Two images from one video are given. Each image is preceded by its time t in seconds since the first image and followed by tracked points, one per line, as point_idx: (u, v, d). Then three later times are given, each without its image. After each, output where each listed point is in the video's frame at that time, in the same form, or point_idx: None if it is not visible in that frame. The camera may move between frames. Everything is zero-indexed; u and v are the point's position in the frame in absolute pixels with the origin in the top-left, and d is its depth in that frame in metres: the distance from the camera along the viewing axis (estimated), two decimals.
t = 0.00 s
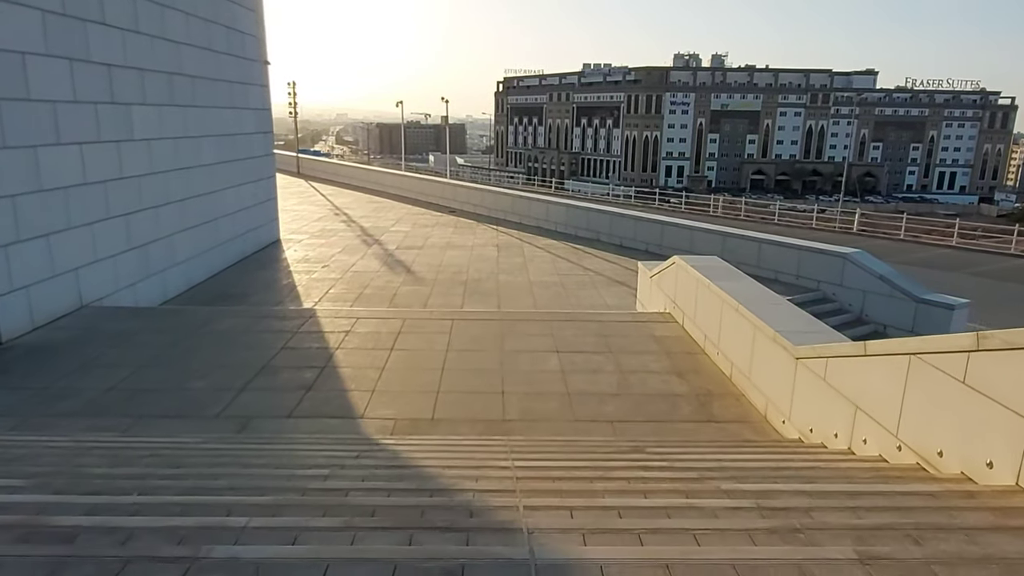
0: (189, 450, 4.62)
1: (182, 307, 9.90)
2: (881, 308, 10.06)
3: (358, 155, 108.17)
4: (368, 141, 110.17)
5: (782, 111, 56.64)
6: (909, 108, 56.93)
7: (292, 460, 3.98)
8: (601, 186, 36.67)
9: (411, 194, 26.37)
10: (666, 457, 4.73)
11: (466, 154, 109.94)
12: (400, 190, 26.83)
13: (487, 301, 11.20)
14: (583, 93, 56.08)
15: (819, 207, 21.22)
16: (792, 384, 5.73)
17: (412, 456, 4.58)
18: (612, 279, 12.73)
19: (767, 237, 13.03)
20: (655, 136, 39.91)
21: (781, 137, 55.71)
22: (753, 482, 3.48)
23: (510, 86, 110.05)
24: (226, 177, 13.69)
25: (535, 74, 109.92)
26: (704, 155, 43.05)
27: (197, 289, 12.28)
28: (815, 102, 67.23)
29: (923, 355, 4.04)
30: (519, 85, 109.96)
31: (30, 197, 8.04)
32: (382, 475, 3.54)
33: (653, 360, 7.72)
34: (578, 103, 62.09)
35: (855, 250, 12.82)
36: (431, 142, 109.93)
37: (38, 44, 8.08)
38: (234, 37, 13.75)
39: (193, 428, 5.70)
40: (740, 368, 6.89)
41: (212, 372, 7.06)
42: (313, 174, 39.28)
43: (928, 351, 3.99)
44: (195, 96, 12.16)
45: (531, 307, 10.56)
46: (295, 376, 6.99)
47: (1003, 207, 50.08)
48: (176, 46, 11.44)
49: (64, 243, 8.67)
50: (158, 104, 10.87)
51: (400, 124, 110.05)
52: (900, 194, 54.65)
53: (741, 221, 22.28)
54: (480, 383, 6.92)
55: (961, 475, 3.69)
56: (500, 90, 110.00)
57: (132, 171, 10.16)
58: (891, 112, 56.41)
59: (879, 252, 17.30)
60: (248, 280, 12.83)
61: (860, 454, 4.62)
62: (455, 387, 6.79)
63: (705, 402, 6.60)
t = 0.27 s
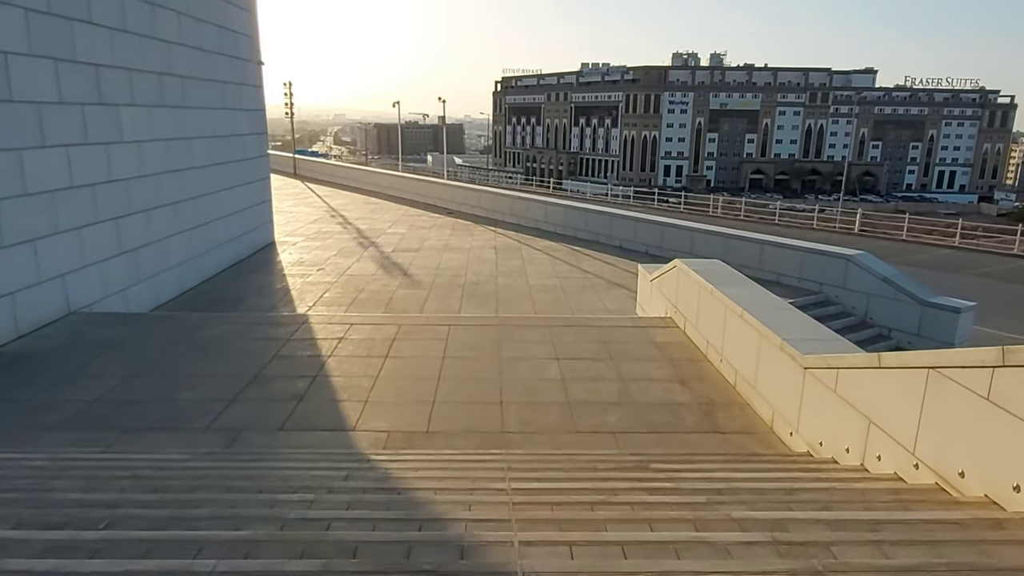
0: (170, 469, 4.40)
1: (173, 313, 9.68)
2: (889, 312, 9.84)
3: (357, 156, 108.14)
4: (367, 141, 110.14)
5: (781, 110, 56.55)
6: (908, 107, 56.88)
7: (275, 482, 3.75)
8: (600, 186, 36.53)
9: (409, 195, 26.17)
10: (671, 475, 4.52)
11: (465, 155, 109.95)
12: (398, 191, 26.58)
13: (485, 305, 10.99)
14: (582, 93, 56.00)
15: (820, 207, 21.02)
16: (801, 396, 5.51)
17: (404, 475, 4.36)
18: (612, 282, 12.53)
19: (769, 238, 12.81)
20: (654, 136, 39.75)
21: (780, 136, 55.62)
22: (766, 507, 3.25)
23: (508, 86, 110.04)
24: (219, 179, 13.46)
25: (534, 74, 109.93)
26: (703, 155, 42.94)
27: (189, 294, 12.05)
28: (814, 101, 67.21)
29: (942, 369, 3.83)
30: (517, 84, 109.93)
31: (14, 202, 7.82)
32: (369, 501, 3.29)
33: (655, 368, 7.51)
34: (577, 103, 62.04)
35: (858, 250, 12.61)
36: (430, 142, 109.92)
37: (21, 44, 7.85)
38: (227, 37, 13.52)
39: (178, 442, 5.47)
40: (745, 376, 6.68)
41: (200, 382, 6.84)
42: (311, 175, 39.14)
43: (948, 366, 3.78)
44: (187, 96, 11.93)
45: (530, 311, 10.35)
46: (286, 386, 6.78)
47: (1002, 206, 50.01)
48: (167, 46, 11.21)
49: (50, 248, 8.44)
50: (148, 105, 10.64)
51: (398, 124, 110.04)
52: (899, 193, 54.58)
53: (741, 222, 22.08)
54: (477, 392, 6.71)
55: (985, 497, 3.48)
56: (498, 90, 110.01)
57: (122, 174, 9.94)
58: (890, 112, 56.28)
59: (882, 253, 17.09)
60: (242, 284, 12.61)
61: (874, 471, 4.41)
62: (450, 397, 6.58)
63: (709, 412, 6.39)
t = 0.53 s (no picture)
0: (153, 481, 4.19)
1: (166, 313, 9.46)
2: (893, 308, 9.62)
3: (357, 152, 108.12)
4: (368, 137, 110.09)
5: (782, 105, 56.33)
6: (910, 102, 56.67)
7: (259, 499, 3.54)
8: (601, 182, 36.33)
9: (409, 191, 25.97)
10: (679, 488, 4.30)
11: (465, 151, 109.90)
12: (396, 187, 26.33)
13: (485, 303, 10.77)
14: (582, 89, 55.86)
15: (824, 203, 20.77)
16: (813, 402, 5.29)
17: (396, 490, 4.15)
18: (614, 280, 12.31)
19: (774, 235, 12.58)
20: (655, 131, 39.55)
21: (781, 132, 55.45)
22: (784, 531, 3.04)
23: (509, 82, 109.90)
24: (214, 176, 13.23)
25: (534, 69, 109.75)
26: (704, 150, 42.75)
27: (183, 293, 11.84)
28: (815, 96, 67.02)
29: (968, 378, 3.61)
30: (518, 80, 109.80)
31: None
32: (360, 523, 3.08)
33: (659, 370, 7.29)
34: (578, 99, 61.92)
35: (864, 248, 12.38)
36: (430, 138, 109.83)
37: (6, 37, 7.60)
38: (221, 31, 13.26)
39: (165, 450, 5.27)
40: (753, 380, 6.46)
41: (190, 386, 6.63)
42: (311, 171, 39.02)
43: (975, 377, 3.55)
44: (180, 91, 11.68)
45: (530, 310, 10.13)
46: (279, 390, 6.56)
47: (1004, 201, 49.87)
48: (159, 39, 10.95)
49: (37, 248, 8.21)
50: (141, 101, 10.39)
51: (399, 120, 109.96)
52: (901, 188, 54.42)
53: (744, 218, 21.84)
54: (476, 396, 6.49)
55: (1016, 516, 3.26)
56: (499, 86, 109.88)
57: (113, 171, 9.70)
58: (891, 107, 55.99)
59: (888, 250, 16.86)
60: (237, 282, 12.39)
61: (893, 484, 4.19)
62: (448, 402, 6.37)
63: (716, 417, 6.17)
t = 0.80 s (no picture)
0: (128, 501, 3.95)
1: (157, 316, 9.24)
2: (898, 311, 9.44)
3: (357, 151, 108.15)
4: (367, 136, 110.11)
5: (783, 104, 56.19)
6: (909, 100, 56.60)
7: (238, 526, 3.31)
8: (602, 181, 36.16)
9: (407, 190, 25.75)
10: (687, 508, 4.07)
11: (465, 149, 109.86)
12: (395, 187, 26.11)
13: (484, 306, 10.55)
14: (581, 87, 55.79)
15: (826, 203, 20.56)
16: (825, 413, 5.08)
17: (385, 514, 3.92)
18: (614, 281, 12.09)
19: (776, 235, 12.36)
20: (655, 130, 39.44)
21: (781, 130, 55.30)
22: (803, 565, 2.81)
23: (508, 80, 109.94)
24: (207, 176, 12.98)
25: (533, 68, 109.69)
26: (704, 149, 42.65)
27: (176, 295, 11.62)
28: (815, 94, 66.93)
29: (998, 395, 3.40)
30: (517, 79, 109.87)
31: None
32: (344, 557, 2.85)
33: (663, 377, 7.07)
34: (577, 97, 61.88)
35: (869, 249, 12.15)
36: (430, 137, 109.82)
37: None
38: (215, 29, 13.04)
39: (147, 464, 5.04)
40: (760, 388, 6.25)
41: (179, 395, 6.42)
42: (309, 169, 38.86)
43: (1004, 395, 3.35)
44: (172, 90, 11.44)
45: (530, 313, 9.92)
46: (270, 399, 6.35)
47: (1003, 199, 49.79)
48: (151, 37, 10.71)
49: (23, 250, 8.00)
50: (131, 99, 10.16)
51: (398, 119, 109.98)
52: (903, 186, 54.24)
53: (745, 217, 21.64)
54: (473, 406, 6.27)
55: None
56: (498, 84, 109.80)
57: (102, 171, 9.47)
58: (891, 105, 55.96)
59: (892, 250, 16.63)
60: (232, 285, 12.14)
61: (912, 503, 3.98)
62: (445, 411, 6.15)
63: (722, 427, 5.95)
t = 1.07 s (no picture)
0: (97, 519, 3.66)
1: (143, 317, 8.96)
2: (899, 307, 8.84)
3: (355, 148, 107.98)
4: (365, 134, 109.90)
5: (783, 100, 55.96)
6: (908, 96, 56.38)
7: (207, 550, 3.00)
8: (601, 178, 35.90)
9: (405, 187, 25.46)
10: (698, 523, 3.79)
11: (463, 147, 109.65)
12: (392, 184, 25.80)
13: (482, 305, 10.27)
14: (580, 84, 55.62)
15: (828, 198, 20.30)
16: (835, 419, 4.85)
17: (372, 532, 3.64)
18: (615, 279, 11.81)
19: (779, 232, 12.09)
20: (654, 126, 39.23)
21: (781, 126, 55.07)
22: None
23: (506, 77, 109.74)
24: (198, 173, 12.69)
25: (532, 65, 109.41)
26: (704, 145, 42.43)
27: (166, 295, 11.34)
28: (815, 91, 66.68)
29: None
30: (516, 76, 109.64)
31: None
32: None
33: (667, 379, 6.79)
34: (576, 94, 61.69)
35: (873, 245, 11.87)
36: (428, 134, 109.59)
37: None
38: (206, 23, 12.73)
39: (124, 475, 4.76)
40: (765, 390, 5.97)
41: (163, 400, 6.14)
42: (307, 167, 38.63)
43: None
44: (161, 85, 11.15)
45: (529, 313, 9.64)
46: (257, 405, 6.07)
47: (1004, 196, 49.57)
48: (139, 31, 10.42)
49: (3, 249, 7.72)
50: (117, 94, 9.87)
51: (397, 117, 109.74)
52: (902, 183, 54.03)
53: (746, 213, 21.37)
54: (470, 410, 6.00)
55: None
56: (496, 81, 109.58)
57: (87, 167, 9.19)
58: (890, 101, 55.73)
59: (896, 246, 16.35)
60: (223, 284, 11.87)
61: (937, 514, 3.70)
62: (440, 417, 5.87)
63: (730, 432, 5.67)
